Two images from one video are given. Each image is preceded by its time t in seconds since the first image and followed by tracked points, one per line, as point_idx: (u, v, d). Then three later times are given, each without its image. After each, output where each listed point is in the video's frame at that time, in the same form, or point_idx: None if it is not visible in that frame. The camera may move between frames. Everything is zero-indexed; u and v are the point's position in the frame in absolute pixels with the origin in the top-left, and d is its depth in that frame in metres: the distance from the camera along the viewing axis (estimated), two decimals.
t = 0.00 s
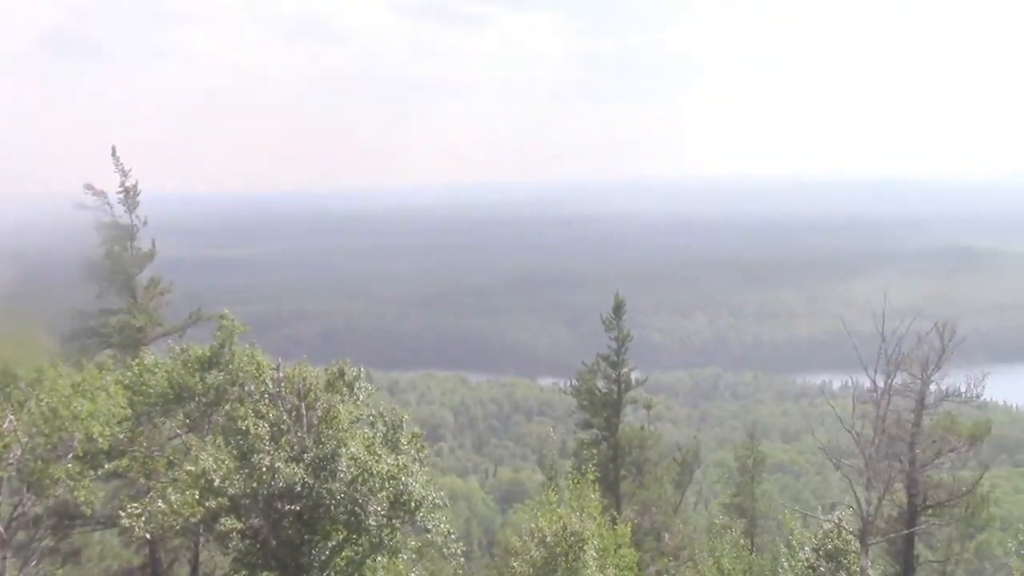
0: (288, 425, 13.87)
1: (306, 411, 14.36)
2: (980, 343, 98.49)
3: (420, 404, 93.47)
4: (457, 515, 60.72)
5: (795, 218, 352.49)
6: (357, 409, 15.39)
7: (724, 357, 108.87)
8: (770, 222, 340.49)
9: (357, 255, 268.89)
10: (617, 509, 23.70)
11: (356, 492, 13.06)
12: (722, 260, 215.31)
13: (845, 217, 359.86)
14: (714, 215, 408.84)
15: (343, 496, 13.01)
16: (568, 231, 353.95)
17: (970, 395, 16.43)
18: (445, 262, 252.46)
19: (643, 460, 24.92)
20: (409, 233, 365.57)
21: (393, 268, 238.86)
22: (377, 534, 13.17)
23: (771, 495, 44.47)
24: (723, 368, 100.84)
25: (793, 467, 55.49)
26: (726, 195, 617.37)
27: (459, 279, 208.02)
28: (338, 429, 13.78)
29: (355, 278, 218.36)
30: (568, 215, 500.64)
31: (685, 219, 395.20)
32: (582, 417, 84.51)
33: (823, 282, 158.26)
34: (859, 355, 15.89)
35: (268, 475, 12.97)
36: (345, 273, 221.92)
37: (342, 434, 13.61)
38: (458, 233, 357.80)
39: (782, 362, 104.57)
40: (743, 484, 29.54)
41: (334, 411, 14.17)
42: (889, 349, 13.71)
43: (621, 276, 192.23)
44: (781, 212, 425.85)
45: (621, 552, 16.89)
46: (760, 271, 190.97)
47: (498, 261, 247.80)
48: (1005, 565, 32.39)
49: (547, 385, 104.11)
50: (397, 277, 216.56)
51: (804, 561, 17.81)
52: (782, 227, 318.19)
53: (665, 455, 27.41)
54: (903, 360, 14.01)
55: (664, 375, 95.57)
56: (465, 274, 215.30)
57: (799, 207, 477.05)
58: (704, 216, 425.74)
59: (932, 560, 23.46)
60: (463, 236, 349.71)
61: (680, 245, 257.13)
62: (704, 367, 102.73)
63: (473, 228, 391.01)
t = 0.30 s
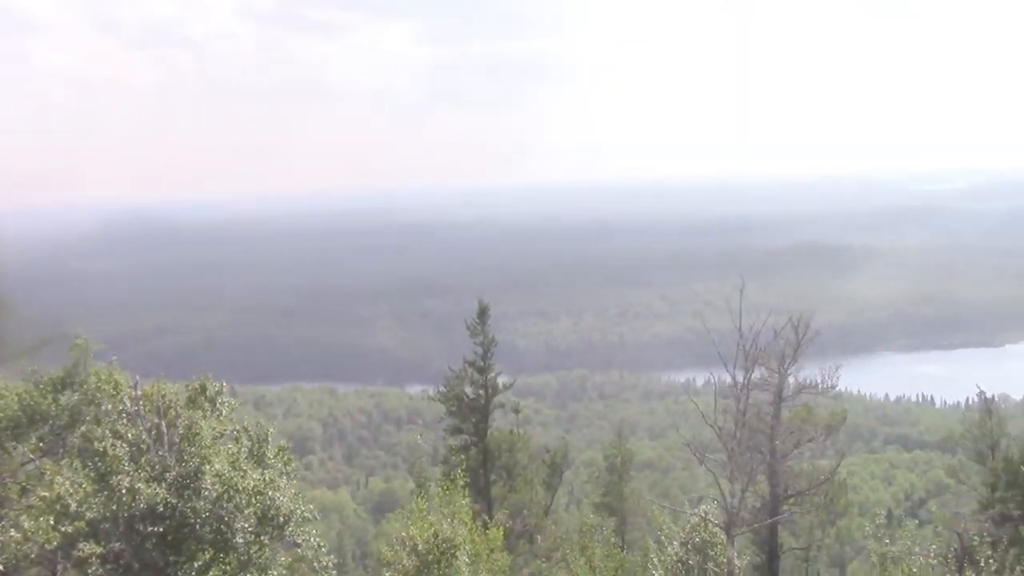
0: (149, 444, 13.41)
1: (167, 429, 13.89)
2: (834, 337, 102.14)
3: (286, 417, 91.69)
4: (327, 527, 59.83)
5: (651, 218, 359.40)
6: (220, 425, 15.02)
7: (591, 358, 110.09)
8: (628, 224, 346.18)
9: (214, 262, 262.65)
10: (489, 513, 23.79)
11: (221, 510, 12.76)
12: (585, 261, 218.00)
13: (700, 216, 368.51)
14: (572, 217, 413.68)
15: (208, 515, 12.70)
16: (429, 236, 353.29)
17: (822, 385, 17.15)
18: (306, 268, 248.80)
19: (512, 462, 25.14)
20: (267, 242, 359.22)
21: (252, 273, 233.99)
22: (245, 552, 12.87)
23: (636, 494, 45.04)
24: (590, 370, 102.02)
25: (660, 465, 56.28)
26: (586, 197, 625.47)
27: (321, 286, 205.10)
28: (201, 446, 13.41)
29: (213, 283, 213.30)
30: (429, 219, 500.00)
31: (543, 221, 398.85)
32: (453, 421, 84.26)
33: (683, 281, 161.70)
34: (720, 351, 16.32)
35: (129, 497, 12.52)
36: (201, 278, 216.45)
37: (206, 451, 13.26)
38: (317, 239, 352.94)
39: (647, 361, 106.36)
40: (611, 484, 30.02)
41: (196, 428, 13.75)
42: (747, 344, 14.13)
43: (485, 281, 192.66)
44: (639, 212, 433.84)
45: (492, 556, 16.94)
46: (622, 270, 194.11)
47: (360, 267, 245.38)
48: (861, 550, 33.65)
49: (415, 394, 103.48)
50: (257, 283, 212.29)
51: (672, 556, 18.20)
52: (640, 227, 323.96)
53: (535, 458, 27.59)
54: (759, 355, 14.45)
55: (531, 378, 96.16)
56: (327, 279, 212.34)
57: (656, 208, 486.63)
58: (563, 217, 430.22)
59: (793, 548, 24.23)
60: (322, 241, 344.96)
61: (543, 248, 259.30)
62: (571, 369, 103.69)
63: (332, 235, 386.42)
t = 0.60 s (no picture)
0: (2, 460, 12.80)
1: (22, 441, 13.29)
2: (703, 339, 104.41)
3: (154, 428, 89.21)
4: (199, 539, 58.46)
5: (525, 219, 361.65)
6: (82, 436, 14.51)
7: (467, 363, 110.14)
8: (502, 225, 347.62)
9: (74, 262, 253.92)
10: (363, 522, 23.49)
11: (80, 527, 12.32)
12: (460, 263, 217.98)
13: (573, 217, 372.49)
14: (447, 218, 413.47)
15: (68, 531, 12.23)
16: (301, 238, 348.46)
17: (693, 389, 17.45)
18: (173, 271, 242.74)
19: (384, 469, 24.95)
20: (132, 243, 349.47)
21: (116, 275, 227.17)
22: (107, 570, 12.42)
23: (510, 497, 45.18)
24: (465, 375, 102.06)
25: (535, 469, 56.55)
26: (461, 200, 626.33)
27: (189, 289, 200.32)
28: (58, 461, 12.91)
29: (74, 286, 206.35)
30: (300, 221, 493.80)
31: (418, 222, 397.75)
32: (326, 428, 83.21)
33: (557, 284, 163.04)
34: (591, 355, 16.43)
35: None
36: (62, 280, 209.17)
37: (64, 468, 12.80)
38: (185, 242, 344.93)
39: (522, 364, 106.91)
40: (486, 489, 30.03)
41: (54, 440, 13.23)
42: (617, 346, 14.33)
43: (359, 284, 190.94)
44: (513, 213, 436.33)
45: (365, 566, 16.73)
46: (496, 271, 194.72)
47: (230, 271, 240.67)
48: (730, 547, 34.42)
49: (288, 402, 101.93)
50: (122, 285, 206.17)
51: (545, 558, 18.30)
52: (514, 227, 325.67)
53: (409, 464, 27.38)
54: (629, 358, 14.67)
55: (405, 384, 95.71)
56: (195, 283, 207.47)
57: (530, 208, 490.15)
58: (437, 219, 429.83)
59: (664, 548, 24.61)
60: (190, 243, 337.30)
61: (417, 249, 258.43)
62: (447, 374, 103.54)
63: (200, 238, 377.86)
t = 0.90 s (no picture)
0: None
1: None
2: (596, 339, 105.28)
3: (35, 446, 86.23)
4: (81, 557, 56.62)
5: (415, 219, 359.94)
6: None
7: (360, 369, 109.08)
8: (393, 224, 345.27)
9: None
10: (254, 533, 23.06)
11: None
12: (351, 263, 215.88)
13: (463, 217, 372.09)
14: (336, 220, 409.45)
15: None
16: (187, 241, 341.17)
17: (582, 388, 17.55)
18: (53, 277, 235.30)
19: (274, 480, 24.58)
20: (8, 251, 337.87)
21: None
22: None
23: (405, 500, 44.77)
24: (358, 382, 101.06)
25: (430, 474, 56.17)
26: (352, 202, 620.88)
27: (70, 296, 194.38)
28: None
29: None
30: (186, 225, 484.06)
31: (306, 225, 392.75)
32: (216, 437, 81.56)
33: (450, 286, 162.66)
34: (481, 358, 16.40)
35: None
36: None
37: None
38: (65, 249, 334.90)
39: (416, 369, 106.35)
40: (380, 495, 29.76)
41: None
42: (507, 348, 14.37)
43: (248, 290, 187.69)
44: (403, 213, 434.17)
45: None
46: (389, 273, 193.39)
47: (113, 276, 234.15)
48: (623, 546, 34.71)
49: (176, 413, 99.60)
50: None
51: (440, 564, 18.21)
52: (405, 228, 323.97)
53: (301, 475, 26.99)
54: (520, 360, 14.71)
55: (297, 393, 94.28)
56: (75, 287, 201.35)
57: (421, 208, 488.52)
58: (326, 220, 425.22)
59: (560, 549, 24.69)
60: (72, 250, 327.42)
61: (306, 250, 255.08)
62: (340, 381, 102.38)
63: (81, 243, 367.10)
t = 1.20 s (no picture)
0: None
1: None
2: (500, 342, 105.54)
3: None
4: None
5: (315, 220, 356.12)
6: None
7: (262, 374, 107.61)
8: (293, 224, 341.23)
9: None
10: (151, 543, 22.54)
11: None
12: (251, 261, 212.63)
13: (365, 218, 369.74)
14: (236, 219, 403.10)
15: None
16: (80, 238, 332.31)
17: (485, 391, 17.51)
18: None
19: (173, 489, 24.19)
20: None
21: None
22: None
23: (307, 506, 44.18)
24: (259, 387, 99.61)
25: (334, 480, 55.63)
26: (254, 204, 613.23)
27: None
28: None
29: None
30: (81, 224, 472.44)
31: (205, 224, 385.91)
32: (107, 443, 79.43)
33: (353, 289, 161.36)
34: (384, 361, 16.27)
35: None
36: None
37: None
38: None
39: (320, 374, 105.18)
40: (282, 501, 29.39)
41: None
42: (409, 352, 14.24)
43: (147, 292, 183.94)
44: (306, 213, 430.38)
45: None
46: (292, 274, 191.29)
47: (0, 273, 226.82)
48: (528, 547, 34.84)
49: (71, 421, 96.96)
50: None
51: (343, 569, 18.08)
52: (306, 227, 320.56)
53: (199, 483, 26.48)
54: (422, 363, 14.62)
55: (197, 398, 92.52)
56: None
57: (323, 207, 484.34)
58: (226, 218, 418.28)
59: (464, 553, 24.67)
60: None
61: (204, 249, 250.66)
62: (242, 387, 100.79)
63: None
